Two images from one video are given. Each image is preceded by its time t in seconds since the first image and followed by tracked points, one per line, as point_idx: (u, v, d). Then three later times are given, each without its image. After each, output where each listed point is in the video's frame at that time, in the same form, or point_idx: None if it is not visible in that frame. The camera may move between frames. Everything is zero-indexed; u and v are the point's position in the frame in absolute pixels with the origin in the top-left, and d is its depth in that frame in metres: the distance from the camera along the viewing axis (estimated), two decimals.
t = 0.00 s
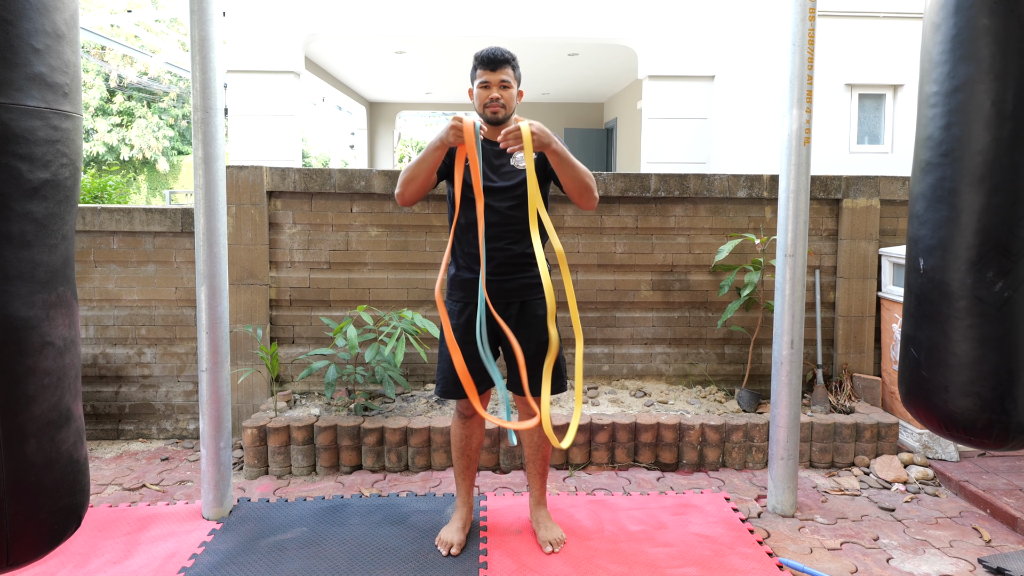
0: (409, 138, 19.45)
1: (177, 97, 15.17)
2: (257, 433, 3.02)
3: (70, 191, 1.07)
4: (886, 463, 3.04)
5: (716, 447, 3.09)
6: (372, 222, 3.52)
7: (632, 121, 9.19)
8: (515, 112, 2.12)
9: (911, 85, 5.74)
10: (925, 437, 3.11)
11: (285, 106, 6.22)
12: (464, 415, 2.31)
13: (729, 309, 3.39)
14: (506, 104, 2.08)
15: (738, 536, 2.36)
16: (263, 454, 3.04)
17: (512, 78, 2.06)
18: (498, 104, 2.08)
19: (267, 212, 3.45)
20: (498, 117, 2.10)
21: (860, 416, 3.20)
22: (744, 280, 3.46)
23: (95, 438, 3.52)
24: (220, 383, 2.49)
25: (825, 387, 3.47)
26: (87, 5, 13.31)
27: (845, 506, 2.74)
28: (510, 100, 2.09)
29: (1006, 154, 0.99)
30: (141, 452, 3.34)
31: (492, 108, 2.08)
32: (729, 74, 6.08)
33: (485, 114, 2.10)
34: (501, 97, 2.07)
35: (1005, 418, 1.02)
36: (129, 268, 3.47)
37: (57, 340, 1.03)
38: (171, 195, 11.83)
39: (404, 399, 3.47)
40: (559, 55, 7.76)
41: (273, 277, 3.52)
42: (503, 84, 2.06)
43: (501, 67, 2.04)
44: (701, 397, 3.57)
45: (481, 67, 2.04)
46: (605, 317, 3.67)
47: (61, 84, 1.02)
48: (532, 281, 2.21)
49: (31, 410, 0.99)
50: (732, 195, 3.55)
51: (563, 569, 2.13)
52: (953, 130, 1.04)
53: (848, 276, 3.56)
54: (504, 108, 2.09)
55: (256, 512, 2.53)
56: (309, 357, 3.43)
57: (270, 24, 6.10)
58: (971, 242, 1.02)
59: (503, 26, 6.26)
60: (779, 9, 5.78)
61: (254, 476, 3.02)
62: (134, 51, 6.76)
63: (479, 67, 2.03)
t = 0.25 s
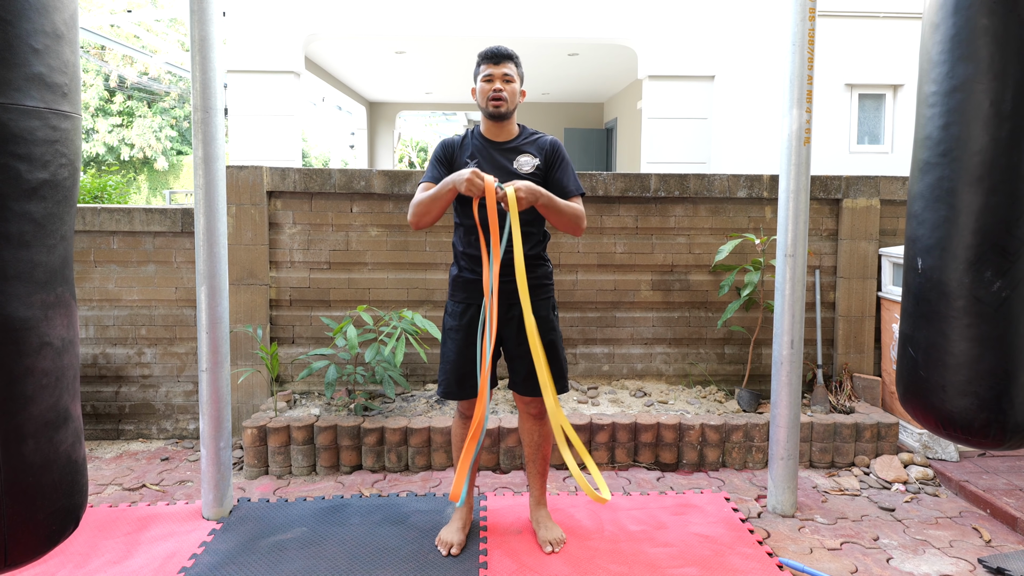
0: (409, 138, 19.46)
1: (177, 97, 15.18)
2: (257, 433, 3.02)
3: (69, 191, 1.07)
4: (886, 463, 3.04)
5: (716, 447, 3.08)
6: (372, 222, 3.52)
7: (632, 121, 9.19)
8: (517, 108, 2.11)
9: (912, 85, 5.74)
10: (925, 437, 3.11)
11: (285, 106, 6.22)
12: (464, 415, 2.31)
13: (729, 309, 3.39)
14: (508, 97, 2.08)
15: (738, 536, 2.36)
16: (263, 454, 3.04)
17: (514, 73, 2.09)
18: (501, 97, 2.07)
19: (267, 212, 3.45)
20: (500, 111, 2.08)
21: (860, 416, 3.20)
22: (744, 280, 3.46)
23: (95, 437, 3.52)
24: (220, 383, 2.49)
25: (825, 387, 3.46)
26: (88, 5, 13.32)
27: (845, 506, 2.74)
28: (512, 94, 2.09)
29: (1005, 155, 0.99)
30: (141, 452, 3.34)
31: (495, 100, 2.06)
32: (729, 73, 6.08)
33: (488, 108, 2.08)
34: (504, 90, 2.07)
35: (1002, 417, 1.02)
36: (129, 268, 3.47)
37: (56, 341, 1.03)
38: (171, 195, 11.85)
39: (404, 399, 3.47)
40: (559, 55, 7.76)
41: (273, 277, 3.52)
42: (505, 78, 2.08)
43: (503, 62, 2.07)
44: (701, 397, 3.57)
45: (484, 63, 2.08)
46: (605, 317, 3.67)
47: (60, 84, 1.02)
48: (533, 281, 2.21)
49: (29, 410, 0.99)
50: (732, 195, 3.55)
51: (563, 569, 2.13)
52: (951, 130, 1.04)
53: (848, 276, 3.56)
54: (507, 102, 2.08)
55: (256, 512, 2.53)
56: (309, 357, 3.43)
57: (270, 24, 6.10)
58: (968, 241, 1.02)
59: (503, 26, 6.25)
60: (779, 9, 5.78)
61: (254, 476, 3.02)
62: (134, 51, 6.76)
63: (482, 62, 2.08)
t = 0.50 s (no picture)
0: (410, 138, 19.46)
1: (177, 98, 15.18)
2: (257, 433, 3.02)
3: (69, 191, 1.07)
4: (886, 463, 3.04)
5: (716, 447, 3.08)
6: (372, 222, 3.52)
7: (632, 121, 9.19)
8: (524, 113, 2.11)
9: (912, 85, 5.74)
10: (925, 437, 3.11)
11: (285, 106, 6.22)
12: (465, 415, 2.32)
13: (729, 309, 3.39)
14: (514, 107, 2.08)
15: (738, 536, 2.36)
16: (263, 454, 3.04)
17: (520, 79, 2.07)
18: (506, 107, 2.08)
19: (267, 212, 3.45)
20: (506, 121, 2.09)
21: (860, 416, 3.20)
22: (744, 280, 3.46)
23: (95, 437, 3.52)
24: (220, 383, 2.49)
25: (825, 387, 3.46)
26: (88, 5, 13.33)
27: (845, 506, 2.74)
28: (518, 104, 2.08)
29: (1005, 154, 0.99)
30: (141, 452, 3.34)
31: (500, 110, 2.08)
32: (729, 73, 6.08)
33: (494, 117, 2.10)
34: (509, 99, 2.07)
35: (1001, 417, 1.03)
36: (129, 268, 3.47)
37: (55, 341, 1.03)
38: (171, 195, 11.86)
39: (404, 399, 3.47)
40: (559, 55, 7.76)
41: (273, 277, 3.52)
42: (511, 86, 2.06)
43: (510, 70, 2.05)
44: (701, 397, 3.57)
45: (491, 68, 2.06)
46: (605, 317, 3.67)
47: (60, 84, 1.02)
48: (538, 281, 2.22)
49: (28, 410, 0.99)
50: (732, 195, 3.55)
51: (563, 569, 2.13)
52: (951, 130, 1.04)
53: (848, 276, 3.56)
54: (512, 111, 2.09)
55: (256, 512, 2.53)
56: (309, 357, 3.43)
57: (270, 24, 6.10)
58: (968, 241, 1.02)
59: (503, 25, 6.25)
60: (779, 9, 5.78)
61: (254, 476, 3.02)
62: (134, 51, 6.76)
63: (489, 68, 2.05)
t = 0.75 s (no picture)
0: (410, 138, 19.45)
1: (177, 97, 15.18)
2: (257, 433, 3.02)
3: (69, 191, 1.07)
4: (886, 463, 3.04)
5: (716, 447, 3.09)
6: (372, 222, 3.52)
7: (632, 121, 9.19)
8: (535, 120, 2.11)
9: (911, 85, 5.74)
10: (925, 437, 3.11)
11: (285, 106, 6.22)
12: (462, 411, 2.30)
13: (730, 309, 3.39)
14: (523, 121, 2.08)
15: (738, 536, 2.36)
16: (263, 454, 3.04)
17: (528, 95, 2.04)
18: (515, 121, 2.08)
19: (267, 212, 3.45)
20: (517, 134, 2.12)
21: (860, 416, 3.20)
22: (744, 280, 3.46)
23: (95, 437, 3.52)
24: (220, 383, 2.49)
25: (825, 387, 3.47)
26: (88, 6, 13.33)
27: (845, 506, 2.74)
28: (527, 117, 2.08)
29: (1005, 155, 0.99)
30: (141, 452, 3.34)
31: (510, 125, 2.09)
32: (729, 74, 6.08)
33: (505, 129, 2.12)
34: (517, 115, 2.07)
35: (1002, 417, 1.03)
36: (129, 268, 3.47)
37: (56, 341, 1.03)
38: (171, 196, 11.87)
39: (404, 399, 3.47)
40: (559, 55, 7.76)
41: (273, 277, 3.52)
42: (517, 101, 2.04)
43: (514, 86, 2.01)
44: (701, 397, 3.57)
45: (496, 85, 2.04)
46: (605, 317, 3.67)
47: (61, 84, 1.02)
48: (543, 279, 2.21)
49: (30, 410, 0.99)
50: (732, 195, 3.55)
51: (563, 569, 2.13)
52: (951, 130, 1.04)
53: (848, 276, 3.56)
54: (522, 125, 2.10)
55: (256, 512, 2.53)
56: (309, 357, 3.43)
57: (270, 24, 6.10)
58: (969, 242, 1.02)
59: (503, 26, 6.25)
60: (779, 9, 5.78)
61: (254, 476, 3.02)
62: (134, 51, 6.76)
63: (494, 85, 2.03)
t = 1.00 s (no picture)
0: (410, 138, 19.45)
1: (178, 97, 15.18)
2: (257, 433, 3.02)
3: (70, 191, 1.07)
4: (886, 463, 3.04)
5: (716, 447, 3.09)
6: (372, 222, 3.52)
7: (632, 121, 9.19)
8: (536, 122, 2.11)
9: (911, 85, 5.74)
10: (925, 437, 3.11)
11: (285, 106, 6.22)
12: (454, 405, 2.30)
13: (729, 309, 3.39)
14: (524, 127, 2.08)
15: (738, 536, 2.36)
16: (263, 454, 3.04)
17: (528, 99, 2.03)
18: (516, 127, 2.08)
19: (267, 212, 3.45)
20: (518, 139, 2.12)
21: (859, 416, 3.20)
22: (744, 280, 3.46)
23: (95, 438, 3.52)
24: (220, 383, 2.49)
25: (825, 387, 3.47)
26: (88, 6, 13.33)
27: (845, 506, 2.74)
28: (528, 123, 2.07)
29: (1006, 155, 0.99)
30: (141, 452, 3.34)
31: (511, 131, 2.09)
32: (729, 73, 6.08)
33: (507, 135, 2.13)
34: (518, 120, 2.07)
35: (1003, 418, 1.03)
36: (129, 268, 3.47)
37: (58, 340, 1.03)
38: (171, 196, 11.88)
39: (404, 399, 3.47)
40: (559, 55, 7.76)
41: (273, 277, 3.52)
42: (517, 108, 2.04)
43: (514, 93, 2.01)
44: (701, 397, 3.57)
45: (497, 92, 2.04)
46: (605, 317, 3.67)
47: (61, 84, 1.02)
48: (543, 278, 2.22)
49: (32, 410, 0.99)
50: (732, 195, 3.55)
51: (563, 569, 2.13)
52: (952, 130, 1.04)
53: (848, 276, 3.56)
54: (523, 130, 2.10)
55: (256, 512, 2.53)
56: (309, 357, 3.43)
57: (270, 23, 6.10)
58: (970, 242, 1.02)
59: (503, 26, 6.25)
60: (779, 9, 5.78)
61: (254, 476, 3.02)
62: (133, 51, 6.75)
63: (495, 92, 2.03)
